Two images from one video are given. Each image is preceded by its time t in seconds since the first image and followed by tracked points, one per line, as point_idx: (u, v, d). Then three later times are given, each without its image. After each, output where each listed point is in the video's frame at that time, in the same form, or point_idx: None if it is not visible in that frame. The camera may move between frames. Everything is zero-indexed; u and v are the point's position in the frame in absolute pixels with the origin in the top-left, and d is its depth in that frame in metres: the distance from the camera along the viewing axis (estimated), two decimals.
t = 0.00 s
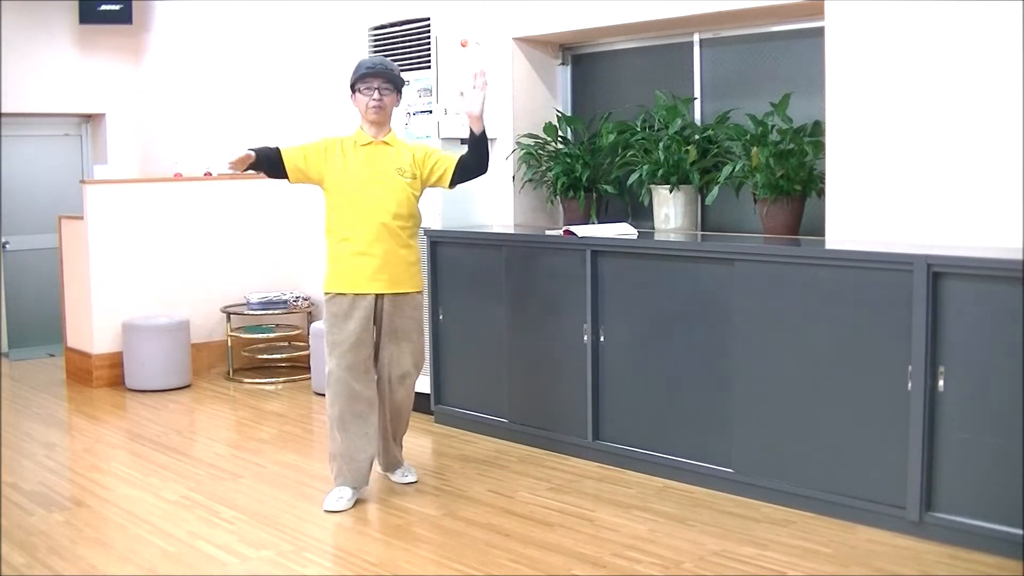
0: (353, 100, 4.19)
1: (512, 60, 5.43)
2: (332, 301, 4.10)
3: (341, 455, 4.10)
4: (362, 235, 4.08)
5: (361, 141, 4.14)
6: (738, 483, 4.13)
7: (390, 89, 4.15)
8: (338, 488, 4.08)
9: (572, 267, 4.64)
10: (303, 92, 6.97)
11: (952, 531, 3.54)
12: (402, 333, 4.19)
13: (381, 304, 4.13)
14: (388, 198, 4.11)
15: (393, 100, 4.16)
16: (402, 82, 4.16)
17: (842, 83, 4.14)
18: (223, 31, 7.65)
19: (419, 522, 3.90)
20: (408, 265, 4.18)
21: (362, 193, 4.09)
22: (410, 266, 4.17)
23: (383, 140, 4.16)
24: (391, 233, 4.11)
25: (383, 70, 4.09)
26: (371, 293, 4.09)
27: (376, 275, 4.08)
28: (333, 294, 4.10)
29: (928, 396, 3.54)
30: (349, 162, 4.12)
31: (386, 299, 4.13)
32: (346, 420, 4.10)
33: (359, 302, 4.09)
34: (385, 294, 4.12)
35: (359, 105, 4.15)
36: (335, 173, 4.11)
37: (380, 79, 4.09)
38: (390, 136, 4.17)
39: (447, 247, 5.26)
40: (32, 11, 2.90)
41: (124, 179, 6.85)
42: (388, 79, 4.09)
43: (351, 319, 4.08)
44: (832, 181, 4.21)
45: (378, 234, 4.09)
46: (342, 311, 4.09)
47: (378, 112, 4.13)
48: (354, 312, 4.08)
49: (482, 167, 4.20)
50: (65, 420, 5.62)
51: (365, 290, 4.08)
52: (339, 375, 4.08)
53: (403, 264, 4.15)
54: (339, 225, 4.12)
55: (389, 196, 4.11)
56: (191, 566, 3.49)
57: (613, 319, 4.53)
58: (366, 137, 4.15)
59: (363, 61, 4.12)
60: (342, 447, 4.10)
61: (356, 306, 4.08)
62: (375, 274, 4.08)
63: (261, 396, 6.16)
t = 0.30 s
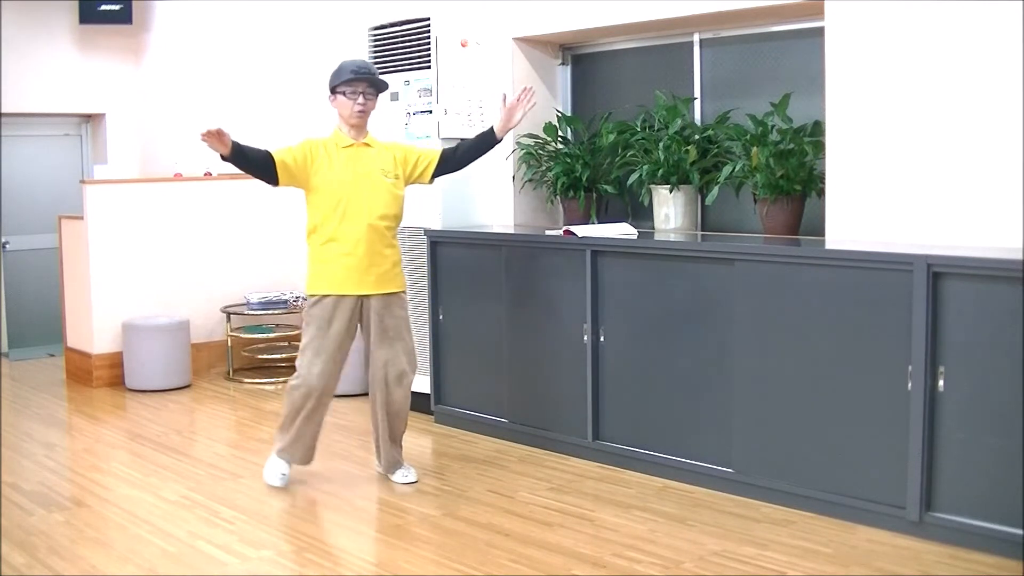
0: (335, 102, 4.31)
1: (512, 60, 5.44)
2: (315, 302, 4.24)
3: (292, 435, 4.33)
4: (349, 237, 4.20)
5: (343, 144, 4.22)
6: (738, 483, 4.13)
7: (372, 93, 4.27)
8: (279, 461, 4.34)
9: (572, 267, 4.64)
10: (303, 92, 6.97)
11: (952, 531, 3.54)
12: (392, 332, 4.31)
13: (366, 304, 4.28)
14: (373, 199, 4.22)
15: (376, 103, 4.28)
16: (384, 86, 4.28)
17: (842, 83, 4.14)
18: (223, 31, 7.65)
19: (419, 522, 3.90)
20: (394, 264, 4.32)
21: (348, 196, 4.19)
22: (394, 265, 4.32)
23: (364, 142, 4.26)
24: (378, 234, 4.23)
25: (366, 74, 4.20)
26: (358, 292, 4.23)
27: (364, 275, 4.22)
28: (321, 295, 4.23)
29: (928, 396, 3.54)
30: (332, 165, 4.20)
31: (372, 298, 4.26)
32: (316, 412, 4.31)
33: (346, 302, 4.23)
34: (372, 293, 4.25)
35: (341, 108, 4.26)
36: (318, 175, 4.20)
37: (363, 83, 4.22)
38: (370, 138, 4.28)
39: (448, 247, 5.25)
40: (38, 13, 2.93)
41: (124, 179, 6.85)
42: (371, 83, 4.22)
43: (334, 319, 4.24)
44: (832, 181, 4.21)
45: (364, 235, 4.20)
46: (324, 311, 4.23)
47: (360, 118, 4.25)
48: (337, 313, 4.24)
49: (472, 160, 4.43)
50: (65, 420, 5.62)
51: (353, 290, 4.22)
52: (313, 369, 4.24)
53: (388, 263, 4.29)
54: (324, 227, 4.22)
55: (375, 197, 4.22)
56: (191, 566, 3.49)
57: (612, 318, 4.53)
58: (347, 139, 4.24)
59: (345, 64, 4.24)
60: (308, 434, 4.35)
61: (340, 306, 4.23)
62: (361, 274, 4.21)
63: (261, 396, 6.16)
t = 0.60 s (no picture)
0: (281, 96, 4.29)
1: (512, 60, 5.44)
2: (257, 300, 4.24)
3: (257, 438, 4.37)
4: (291, 234, 4.18)
5: (288, 139, 4.22)
6: (738, 483, 4.13)
7: (320, 91, 4.27)
8: (252, 464, 4.38)
9: (572, 267, 4.64)
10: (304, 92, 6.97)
11: (952, 531, 3.54)
12: (340, 325, 4.30)
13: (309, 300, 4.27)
14: (317, 195, 4.21)
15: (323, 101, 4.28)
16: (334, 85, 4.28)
17: (842, 83, 4.14)
18: (223, 31, 7.65)
19: (419, 522, 3.90)
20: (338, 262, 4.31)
21: (291, 192, 4.17)
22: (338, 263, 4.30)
23: (309, 138, 4.26)
24: (320, 231, 4.22)
25: (316, 72, 4.20)
26: (301, 289, 4.22)
27: (304, 271, 4.21)
28: (263, 292, 4.22)
29: (928, 396, 3.54)
30: (278, 160, 4.19)
31: (317, 295, 4.25)
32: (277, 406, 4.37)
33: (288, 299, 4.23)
34: (317, 290, 4.24)
35: (287, 103, 4.24)
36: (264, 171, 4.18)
37: (312, 80, 4.21)
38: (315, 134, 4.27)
39: (448, 247, 5.26)
40: (36, 14, 2.92)
41: (124, 179, 6.84)
42: (320, 81, 4.21)
43: (278, 317, 4.26)
44: (832, 181, 4.21)
45: (307, 231, 4.19)
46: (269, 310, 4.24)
47: (306, 116, 4.25)
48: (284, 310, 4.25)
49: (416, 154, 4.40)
50: (65, 420, 5.62)
51: (296, 287, 4.21)
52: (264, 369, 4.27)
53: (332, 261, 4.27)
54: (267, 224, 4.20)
55: (319, 194, 4.21)
56: (190, 566, 3.49)
57: (612, 318, 4.53)
58: (292, 135, 4.24)
59: (294, 60, 4.22)
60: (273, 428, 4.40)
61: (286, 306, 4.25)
62: (304, 271, 4.20)
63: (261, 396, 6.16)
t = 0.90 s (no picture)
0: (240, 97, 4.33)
1: (512, 60, 5.44)
2: (228, 300, 4.23)
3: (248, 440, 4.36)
4: (261, 234, 4.22)
5: (253, 140, 4.25)
6: (738, 483, 4.13)
7: (277, 89, 4.31)
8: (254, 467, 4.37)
9: (572, 267, 4.64)
10: (303, 91, 6.97)
11: (952, 531, 3.54)
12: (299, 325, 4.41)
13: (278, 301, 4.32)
14: (285, 195, 4.27)
15: (281, 99, 4.31)
16: (290, 82, 4.31)
17: (841, 83, 4.14)
18: (223, 31, 7.64)
19: (419, 522, 3.90)
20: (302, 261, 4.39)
21: (259, 191, 4.21)
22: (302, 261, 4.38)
23: (271, 138, 4.31)
24: (289, 230, 4.29)
25: (272, 70, 4.23)
26: (273, 288, 4.28)
27: (276, 270, 4.26)
28: (234, 293, 4.22)
29: (928, 396, 3.54)
30: (246, 162, 4.21)
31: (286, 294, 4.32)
32: (260, 407, 4.35)
33: (260, 299, 4.26)
34: (286, 289, 4.32)
35: (246, 103, 4.29)
36: (232, 173, 4.19)
37: (268, 79, 4.24)
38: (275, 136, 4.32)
39: (448, 246, 5.26)
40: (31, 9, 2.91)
41: (124, 178, 6.84)
42: (277, 79, 4.24)
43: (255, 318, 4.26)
44: (832, 181, 4.21)
45: (278, 231, 4.24)
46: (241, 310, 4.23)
47: (265, 114, 4.28)
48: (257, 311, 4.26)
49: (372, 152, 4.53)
50: (65, 420, 5.62)
51: (269, 286, 4.26)
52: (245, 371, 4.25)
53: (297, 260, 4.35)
54: (236, 225, 4.21)
55: (287, 194, 4.27)
56: (190, 566, 3.49)
57: (612, 318, 4.53)
58: (255, 136, 4.27)
59: (251, 59, 4.25)
60: (259, 431, 4.37)
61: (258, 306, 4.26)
62: (276, 270, 4.26)
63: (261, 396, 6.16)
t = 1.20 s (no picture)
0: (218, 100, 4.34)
1: (512, 60, 5.45)
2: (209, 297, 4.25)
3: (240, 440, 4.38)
4: (240, 233, 4.24)
5: (232, 140, 4.28)
6: (738, 483, 4.13)
7: (255, 91, 4.32)
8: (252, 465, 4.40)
9: (572, 266, 4.64)
10: (304, 91, 6.97)
11: (952, 531, 3.54)
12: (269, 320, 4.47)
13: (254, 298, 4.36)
14: (264, 195, 4.30)
15: (258, 101, 4.33)
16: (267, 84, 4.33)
17: (841, 83, 4.14)
18: (223, 31, 7.64)
19: (419, 522, 3.90)
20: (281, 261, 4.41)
21: (238, 191, 4.24)
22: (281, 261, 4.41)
23: (250, 139, 4.33)
24: (268, 230, 4.32)
25: (248, 74, 4.24)
26: (252, 287, 4.30)
27: (254, 271, 4.29)
28: (214, 290, 4.24)
29: (928, 396, 3.54)
30: (226, 161, 4.24)
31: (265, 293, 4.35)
32: (250, 404, 4.35)
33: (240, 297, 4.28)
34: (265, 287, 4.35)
35: (223, 105, 4.31)
36: (212, 172, 4.22)
37: (246, 82, 4.26)
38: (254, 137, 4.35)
39: (448, 246, 5.26)
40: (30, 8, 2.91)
41: (124, 179, 6.84)
42: (253, 82, 4.25)
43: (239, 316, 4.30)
44: (832, 181, 4.21)
45: (257, 230, 4.27)
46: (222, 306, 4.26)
47: (242, 116, 4.30)
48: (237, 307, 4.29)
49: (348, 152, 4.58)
50: (65, 420, 5.62)
51: (248, 285, 4.28)
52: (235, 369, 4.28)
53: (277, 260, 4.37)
54: (216, 225, 4.24)
55: (266, 194, 4.30)
56: (190, 566, 3.49)
57: (612, 318, 4.53)
58: (234, 136, 4.30)
59: (227, 62, 4.26)
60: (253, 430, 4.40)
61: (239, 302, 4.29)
62: (255, 270, 4.28)
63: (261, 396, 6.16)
